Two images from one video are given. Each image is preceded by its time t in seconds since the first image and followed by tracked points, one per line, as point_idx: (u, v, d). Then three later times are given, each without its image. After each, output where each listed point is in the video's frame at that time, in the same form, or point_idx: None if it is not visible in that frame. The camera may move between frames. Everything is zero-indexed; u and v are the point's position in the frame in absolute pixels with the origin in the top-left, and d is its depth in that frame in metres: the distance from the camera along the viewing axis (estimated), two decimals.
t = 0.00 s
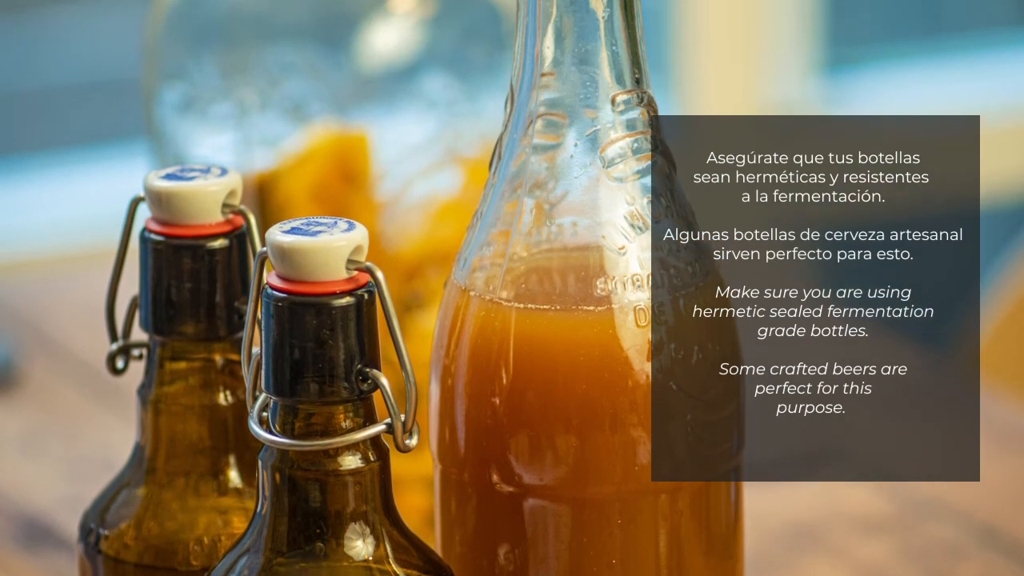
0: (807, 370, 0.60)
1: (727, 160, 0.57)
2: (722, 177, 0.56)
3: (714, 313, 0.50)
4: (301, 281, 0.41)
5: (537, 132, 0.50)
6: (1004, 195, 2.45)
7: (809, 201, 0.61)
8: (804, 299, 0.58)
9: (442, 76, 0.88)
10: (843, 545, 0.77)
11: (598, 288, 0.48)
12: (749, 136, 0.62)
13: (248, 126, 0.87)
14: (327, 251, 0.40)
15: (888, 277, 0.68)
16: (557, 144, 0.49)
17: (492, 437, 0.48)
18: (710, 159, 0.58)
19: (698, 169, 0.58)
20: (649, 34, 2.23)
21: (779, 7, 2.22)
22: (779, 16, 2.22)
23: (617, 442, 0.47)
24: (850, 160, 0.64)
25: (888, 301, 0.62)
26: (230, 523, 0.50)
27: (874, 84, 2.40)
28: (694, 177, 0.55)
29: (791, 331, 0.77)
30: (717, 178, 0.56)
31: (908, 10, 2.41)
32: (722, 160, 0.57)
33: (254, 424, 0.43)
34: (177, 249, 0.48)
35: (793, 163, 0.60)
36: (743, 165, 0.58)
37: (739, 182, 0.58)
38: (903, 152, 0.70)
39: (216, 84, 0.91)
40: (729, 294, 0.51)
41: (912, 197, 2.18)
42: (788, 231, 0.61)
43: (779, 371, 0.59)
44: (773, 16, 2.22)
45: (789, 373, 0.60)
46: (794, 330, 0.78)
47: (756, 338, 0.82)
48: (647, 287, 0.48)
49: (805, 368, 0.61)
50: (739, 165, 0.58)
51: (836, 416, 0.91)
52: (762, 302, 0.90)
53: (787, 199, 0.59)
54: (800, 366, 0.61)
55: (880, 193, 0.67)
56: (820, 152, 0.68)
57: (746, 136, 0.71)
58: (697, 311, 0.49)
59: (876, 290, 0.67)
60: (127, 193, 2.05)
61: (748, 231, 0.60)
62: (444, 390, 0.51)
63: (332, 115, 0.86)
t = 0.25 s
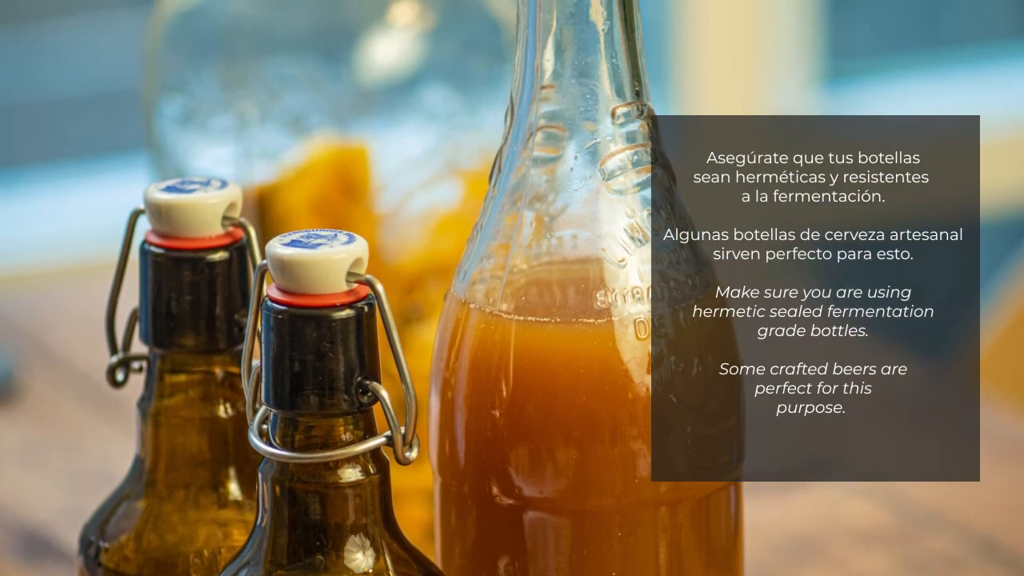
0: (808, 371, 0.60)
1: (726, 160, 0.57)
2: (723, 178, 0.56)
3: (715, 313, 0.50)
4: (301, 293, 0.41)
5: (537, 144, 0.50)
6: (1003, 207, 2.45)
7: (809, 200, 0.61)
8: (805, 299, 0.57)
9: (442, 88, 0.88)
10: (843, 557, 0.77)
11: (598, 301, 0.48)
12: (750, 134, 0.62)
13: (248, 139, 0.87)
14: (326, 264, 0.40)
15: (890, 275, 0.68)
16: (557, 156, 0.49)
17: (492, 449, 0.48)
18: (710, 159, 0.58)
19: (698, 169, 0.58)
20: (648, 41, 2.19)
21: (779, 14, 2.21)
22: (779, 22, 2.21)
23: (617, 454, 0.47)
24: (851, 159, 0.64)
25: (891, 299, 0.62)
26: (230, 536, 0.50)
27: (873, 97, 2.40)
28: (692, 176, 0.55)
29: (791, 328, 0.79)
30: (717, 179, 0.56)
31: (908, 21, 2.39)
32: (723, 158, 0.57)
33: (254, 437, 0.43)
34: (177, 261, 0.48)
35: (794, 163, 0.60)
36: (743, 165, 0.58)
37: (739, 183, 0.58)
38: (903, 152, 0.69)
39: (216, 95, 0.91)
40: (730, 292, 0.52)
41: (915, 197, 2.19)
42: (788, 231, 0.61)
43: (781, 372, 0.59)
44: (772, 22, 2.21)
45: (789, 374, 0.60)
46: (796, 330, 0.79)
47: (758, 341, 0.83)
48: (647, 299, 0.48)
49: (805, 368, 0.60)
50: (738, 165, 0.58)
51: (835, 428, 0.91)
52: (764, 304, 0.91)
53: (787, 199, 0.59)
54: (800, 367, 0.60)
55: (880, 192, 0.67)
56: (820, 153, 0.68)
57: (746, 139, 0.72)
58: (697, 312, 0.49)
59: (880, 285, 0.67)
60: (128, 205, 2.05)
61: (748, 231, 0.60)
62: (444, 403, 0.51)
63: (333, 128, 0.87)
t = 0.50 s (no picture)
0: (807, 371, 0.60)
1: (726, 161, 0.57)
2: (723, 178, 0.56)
3: (713, 313, 0.50)
4: (301, 306, 0.41)
5: (537, 157, 0.50)
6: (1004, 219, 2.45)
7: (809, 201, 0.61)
8: (805, 299, 0.57)
9: (442, 101, 0.88)
10: (843, 568, 0.77)
11: (598, 313, 0.48)
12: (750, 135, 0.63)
13: (248, 152, 0.87)
14: (326, 277, 0.41)
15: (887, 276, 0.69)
16: (557, 169, 0.49)
17: (492, 462, 0.48)
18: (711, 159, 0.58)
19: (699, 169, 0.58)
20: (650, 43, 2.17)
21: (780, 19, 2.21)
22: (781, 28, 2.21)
23: (617, 467, 0.47)
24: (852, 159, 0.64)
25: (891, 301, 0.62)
26: (230, 548, 0.50)
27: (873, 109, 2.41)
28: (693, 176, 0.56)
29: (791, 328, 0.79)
30: (717, 180, 0.56)
31: (908, 36, 2.41)
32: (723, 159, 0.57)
33: (254, 449, 0.43)
34: (177, 274, 0.48)
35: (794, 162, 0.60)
36: (743, 165, 0.59)
37: (738, 183, 0.59)
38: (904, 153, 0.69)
39: (216, 109, 0.91)
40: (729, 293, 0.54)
41: (917, 199, 2.18)
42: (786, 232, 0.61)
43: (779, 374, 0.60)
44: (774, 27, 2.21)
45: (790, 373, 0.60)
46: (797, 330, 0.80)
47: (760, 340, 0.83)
48: (647, 312, 0.48)
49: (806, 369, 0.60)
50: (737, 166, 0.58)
51: (835, 439, 0.91)
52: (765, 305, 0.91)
53: (787, 198, 0.59)
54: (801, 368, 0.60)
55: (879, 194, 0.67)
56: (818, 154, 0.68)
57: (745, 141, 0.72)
58: (697, 311, 0.49)
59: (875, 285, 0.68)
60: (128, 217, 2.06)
61: (747, 232, 0.60)
62: (444, 416, 0.51)
63: (333, 140, 0.87)
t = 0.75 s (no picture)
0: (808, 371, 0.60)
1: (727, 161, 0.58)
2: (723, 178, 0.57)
3: (712, 313, 0.50)
4: (301, 318, 0.41)
5: (537, 169, 0.50)
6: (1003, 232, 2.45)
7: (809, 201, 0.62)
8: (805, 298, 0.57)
9: (442, 114, 0.88)
10: None
11: (598, 326, 0.48)
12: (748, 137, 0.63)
13: (248, 165, 0.88)
14: (326, 289, 0.41)
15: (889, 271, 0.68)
16: (557, 182, 0.50)
17: (492, 474, 0.48)
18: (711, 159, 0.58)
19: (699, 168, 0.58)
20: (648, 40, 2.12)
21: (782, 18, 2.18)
22: (782, 27, 2.17)
23: (617, 480, 0.47)
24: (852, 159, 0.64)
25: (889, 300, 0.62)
26: (230, 561, 0.50)
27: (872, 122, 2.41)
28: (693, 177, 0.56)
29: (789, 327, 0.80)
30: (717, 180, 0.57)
31: (908, 47, 2.41)
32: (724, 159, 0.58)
33: (254, 462, 0.43)
34: (177, 287, 0.48)
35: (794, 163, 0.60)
36: (743, 165, 0.59)
37: (738, 183, 0.59)
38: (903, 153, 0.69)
39: (216, 122, 0.92)
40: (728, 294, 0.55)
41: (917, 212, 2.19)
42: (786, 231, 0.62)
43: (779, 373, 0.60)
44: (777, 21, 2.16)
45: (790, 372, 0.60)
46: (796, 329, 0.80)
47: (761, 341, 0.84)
48: (647, 324, 0.48)
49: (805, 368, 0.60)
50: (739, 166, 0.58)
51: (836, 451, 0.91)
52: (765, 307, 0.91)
53: (787, 198, 0.59)
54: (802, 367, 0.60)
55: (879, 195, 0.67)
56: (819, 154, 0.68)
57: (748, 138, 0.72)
58: (696, 311, 0.50)
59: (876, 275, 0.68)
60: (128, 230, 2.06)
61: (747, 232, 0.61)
62: (444, 428, 0.51)
63: (333, 152, 0.87)
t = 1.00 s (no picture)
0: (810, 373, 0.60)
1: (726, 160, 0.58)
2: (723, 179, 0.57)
3: (712, 314, 0.50)
4: (301, 331, 0.41)
5: (537, 182, 0.50)
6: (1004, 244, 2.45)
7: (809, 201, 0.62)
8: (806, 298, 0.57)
9: (442, 127, 0.88)
10: None
11: (598, 338, 0.48)
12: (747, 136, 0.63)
13: (248, 178, 0.88)
14: (326, 302, 0.41)
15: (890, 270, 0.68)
16: (557, 195, 0.50)
17: (492, 487, 0.48)
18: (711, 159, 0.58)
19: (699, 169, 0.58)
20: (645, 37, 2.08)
21: (781, 12, 2.16)
22: (782, 28, 2.15)
23: (617, 492, 0.47)
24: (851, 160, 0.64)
25: (891, 300, 0.62)
26: (230, 574, 0.50)
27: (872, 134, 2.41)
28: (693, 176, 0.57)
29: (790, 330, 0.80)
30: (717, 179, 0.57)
31: (909, 59, 2.41)
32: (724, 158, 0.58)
33: (254, 475, 0.43)
34: (177, 299, 0.48)
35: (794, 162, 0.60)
36: (744, 165, 0.59)
37: (739, 183, 0.59)
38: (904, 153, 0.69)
39: (216, 135, 0.92)
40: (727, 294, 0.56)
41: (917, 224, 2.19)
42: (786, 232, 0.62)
43: (779, 374, 0.60)
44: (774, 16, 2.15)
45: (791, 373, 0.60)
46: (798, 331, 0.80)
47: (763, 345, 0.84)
48: (647, 337, 0.48)
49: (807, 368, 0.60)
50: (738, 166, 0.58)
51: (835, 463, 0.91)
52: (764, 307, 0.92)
53: (787, 198, 0.59)
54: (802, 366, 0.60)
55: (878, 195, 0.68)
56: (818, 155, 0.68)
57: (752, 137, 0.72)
58: (696, 311, 0.50)
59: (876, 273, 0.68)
60: (128, 243, 2.07)
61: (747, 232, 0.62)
62: (444, 441, 0.51)
63: (332, 165, 0.87)
